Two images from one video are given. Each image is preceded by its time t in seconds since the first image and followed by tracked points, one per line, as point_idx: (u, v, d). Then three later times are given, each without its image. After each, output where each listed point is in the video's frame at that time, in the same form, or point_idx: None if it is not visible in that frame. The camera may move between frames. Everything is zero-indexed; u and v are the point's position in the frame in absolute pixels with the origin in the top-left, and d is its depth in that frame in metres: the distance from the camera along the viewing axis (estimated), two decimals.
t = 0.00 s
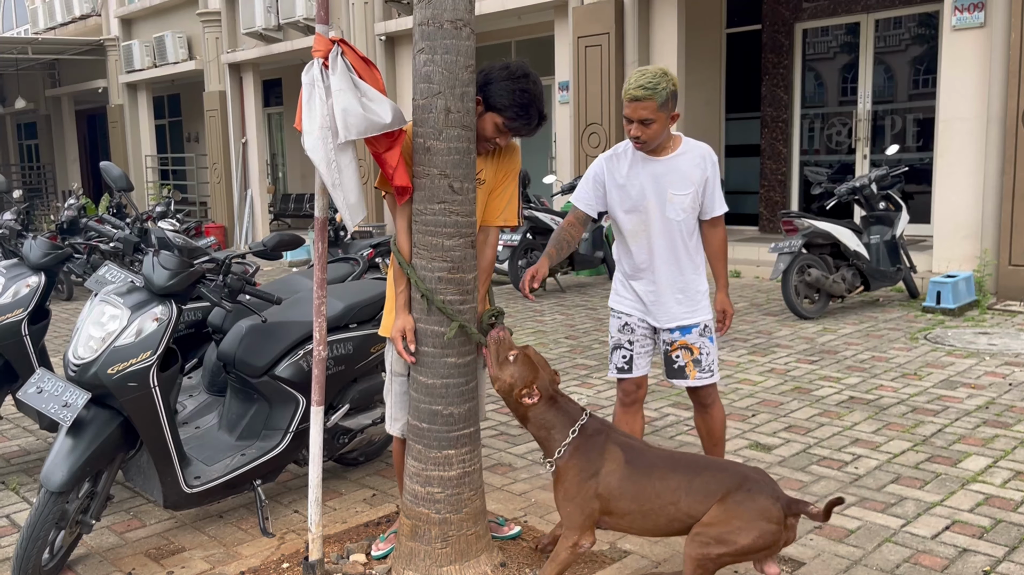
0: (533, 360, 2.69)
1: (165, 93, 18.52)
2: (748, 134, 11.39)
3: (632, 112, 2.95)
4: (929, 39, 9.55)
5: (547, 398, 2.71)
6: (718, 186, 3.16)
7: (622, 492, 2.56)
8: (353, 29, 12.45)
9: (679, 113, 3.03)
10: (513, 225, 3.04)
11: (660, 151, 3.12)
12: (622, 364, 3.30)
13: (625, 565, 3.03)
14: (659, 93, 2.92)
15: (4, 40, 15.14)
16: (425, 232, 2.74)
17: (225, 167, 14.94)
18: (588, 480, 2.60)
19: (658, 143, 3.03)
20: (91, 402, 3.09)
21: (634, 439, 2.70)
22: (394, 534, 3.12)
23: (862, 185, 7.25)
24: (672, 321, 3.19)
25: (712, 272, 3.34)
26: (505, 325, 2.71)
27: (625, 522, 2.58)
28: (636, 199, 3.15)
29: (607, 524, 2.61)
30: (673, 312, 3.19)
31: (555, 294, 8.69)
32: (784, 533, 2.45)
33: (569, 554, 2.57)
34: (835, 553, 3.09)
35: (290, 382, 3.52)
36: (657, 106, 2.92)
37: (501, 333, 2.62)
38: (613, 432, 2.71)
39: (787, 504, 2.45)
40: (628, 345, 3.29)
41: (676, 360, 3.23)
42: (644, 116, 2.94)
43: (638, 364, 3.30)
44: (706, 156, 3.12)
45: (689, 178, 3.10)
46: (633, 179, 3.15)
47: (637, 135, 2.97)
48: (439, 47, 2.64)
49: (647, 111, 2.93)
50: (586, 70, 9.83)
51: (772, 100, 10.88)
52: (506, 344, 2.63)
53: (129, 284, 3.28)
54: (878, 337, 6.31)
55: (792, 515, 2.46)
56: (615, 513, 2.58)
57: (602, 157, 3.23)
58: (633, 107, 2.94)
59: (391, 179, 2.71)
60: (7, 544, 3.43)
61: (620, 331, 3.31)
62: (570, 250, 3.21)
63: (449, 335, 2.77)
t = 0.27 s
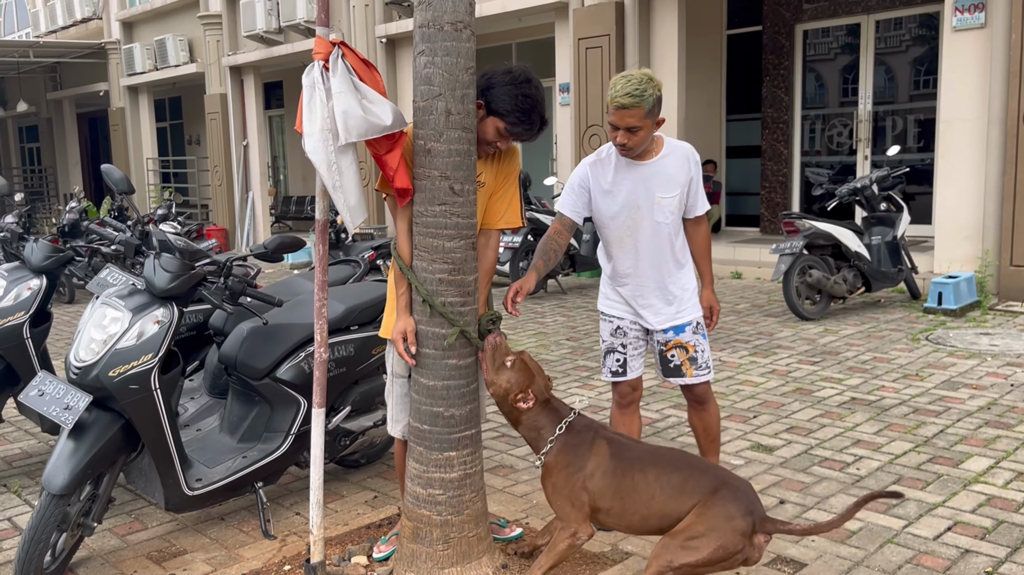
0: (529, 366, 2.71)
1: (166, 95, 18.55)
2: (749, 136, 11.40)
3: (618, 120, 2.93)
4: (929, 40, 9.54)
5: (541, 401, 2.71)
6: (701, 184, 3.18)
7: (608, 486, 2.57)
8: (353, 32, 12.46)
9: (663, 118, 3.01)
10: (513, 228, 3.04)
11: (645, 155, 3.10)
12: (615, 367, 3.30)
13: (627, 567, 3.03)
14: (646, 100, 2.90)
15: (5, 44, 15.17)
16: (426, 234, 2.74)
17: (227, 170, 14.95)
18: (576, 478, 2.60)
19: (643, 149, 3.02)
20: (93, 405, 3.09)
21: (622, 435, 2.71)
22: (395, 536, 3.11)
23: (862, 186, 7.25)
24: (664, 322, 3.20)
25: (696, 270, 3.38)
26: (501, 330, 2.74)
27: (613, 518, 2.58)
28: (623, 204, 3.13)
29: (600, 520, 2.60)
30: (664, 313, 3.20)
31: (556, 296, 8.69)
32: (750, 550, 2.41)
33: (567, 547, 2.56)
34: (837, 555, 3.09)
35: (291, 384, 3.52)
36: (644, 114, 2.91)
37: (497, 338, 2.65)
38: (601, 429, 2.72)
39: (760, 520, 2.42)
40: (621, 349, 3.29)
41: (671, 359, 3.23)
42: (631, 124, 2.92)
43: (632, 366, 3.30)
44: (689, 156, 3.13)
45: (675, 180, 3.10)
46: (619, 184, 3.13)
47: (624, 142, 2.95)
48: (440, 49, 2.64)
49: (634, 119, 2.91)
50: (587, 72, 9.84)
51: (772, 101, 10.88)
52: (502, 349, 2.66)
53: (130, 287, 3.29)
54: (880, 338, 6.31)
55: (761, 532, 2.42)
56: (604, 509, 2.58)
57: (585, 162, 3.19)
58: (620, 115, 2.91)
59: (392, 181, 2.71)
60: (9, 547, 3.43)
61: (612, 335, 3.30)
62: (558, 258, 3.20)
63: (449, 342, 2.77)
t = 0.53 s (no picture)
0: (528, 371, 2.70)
1: (167, 99, 18.56)
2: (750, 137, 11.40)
3: (614, 125, 2.93)
4: (930, 41, 9.54)
5: (541, 407, 2.70)
6: (698, 187, 3.19)
7: (608, 492, 2.57)
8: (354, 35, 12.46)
9: (660, 121, 3.02)
10: (513, 231, 3.04)
11: (642, 158, 3.11)
12: (614, 370, 3.28)
13: (627, 569, 3.03)
14: (642, 103, 2.89)
15: (7, 48, 15.19)
16: (426, 237, 2.74)
17: (227, 173, 14.96)
18: (576, 481, 2.60)
19: (640, 152, 3.03)
20: (93, 409, 3.09)
21: (624, 439, 2.70)
22: (396, 539, 3.11)
23: (863, 187, 7.25)
24: (664, 324, 3.19)
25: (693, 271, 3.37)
26: (502, 333, 2.73)
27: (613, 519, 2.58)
28: (621, 207, 3.14)
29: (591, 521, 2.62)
30: (663, 316, 3.20)
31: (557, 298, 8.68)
32: (751, 555, 2.40)
33: (548, 552, 2.58)
34: (838, 557, 3.09)
35: (291, 387, 3.52)
36: (639, 118, 2.91)
37: (497, 341, 2.65)
38: (600, 432, 2.71)
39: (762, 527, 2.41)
40: (620, 353, 3.28)
41: (671, 361, 3.22)
42: (626, 128, 2.93)
43: (631, 369, 3.28)
44: (686, 159, 3.14)
45: (672, 182, 3.11)
46: (617, 187, 3.14)
47: (620, 146, 2.97)
48: (439, 52, 2.64)
49: (629, 123, 2.92)
50: (587, 74, 9.84)
51: (773, 103, 10.89)
52: (503, 352, 2.65)
53: (131, 290, 3.29)
54: (881, 339, 6.31)
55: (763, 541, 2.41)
56: (601, 511, 2.59)
57: (583, 166, 3.20)
58: (615, 120, 2.92)
59: (391, 184, 2.71)
60: (9, 551, 3.43)
61: (611, 339, 3.28)
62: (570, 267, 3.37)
63: (447, 346, 2.77)
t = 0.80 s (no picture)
0: (529, 377, 2.65)
1: (168, 102, 18.57)
2: (750, 138, 11.40)
3: (631, 121, 2.94)
4: (930, 42, 9.54)
5: (540, 414, 2.65)
6: (719, 194, 3.16)
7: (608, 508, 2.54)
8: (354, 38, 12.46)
9: (679, 121, 3.02)
10: (513, 233, 3.03)
11: (661, 158, 3.12)
12: (622, 372, 3.30)
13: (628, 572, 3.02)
14: (659, 101, 2.91)
15: (7, 52, 15.22)
16: (426, 240, 2.74)
17: (228, 176, 14.97)
18: (573, 492, 2.57)
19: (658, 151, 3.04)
20: (92, 413, 3.09)
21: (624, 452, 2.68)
22: (395, 543, 3.10)
23: (863, 189, 7.27)
24: (675, 329, 3.18)
25: (712, 280, 3.33)
26: (501, 340, 2.69)
27: (606, 531, 2.56)
28: (635, 204, 3.16)
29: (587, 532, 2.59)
30: (674, 319, 3.18)
31: (557, 301, 8.68)
32: (761, 561, 2.46)
33: (543, 563, 2.55)
34: (839, 559, 3.08)
35: (291, 391, 3.51)
36: (657, 115, 2.92)
37: (497, 349, 2.61)
38: (599, 444, 2.67)
39: (770, 532, 2.47)
40: (629, 353, 3.29)
41: (679, 368, 3.21)
42: (643, 125, 2.93)
43: (639, 372, 3.30)
44: (707, 164, 3.12)
45: (689, 185, 3.10)
46: (634, 185, 3.16)
47: (637, 144, 2.97)
48: (438, 55, 2.64)
49: (646, 120, 2.92)
50: (587, 77, 9.85)
51: (772, 104, 10.89)
52: (503, 359, 2.61)
53: (130, 295, 3.29)
54: (881, 341, 6.30)
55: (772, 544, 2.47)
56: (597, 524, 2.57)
57: (604, 162, 3.25)
58: (632, 116, 2.93)
59: (390, 187, 2.71)
60: (9, 555, 3.43)
61: (620, 339, 3.30)
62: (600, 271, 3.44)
63: (444, 354, 2.77)
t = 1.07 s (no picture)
0: (527, 383, 2.67)
1: (169, 106, 18.59)
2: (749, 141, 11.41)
3: (670, 114, 3.00)
4: (929, 44, 9.55)
5: (539, 420, 2.66)
6: (753, 199, 3.15)
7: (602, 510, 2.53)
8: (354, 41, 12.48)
9: (718, 118, 3.05)
10: (513, 235, 3.03)
11: (696, 155, 3.13)
12: (642, 373, 3.31)
13: None
14: (698, 95, 2.96)
15: (7, 56, 15.24)
16: (425, 243, 2.74)
17: (229, 180, 14.98)
18: (568, 497, 2.56)
19: (693, 147, 3.06)
20: (92, 418, 3.09)
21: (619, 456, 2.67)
22: (395, 546, 3.09)
23: (863, 191, 7.25)
24: (695, 328, 3.18)
25: (746, 287, 3.31)
26: (500, 347, 2.71)
27: (603, 539, 2.54)
28: (665, 200, 3.18)
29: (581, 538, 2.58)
30: (696, 318, 3.18)
31: (558, 303, 8.68)
32: None
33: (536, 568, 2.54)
34: (840, 562, 3.08)
35: (291, 395, 3.51)
36: (696, 109, 2.97)
37: (495, 355, 2.63)
38: (597, 450, 2.67)
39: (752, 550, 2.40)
40: (648, 355, 3.30)
41: (700, 368, 3.21)
42: (682, 119, 2.98)
43: (658, 374, 3.30)
44: (741, 166, 3.12)
45: (721, 185, 3.11)
46: (666, 180, 3.18)
47: (674, 137, 3.02)
48: (437, 59, 2.64)
49: (685, 114, 2.97)
50: (587, 79, 9.85)
51: (772, 106, 10.91)
52: (502, 366, 2.63)
53: (129, 299, 3.29)
54: (882, 343, 6.30)
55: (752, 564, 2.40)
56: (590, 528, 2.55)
57: (639, 156, 3.28)
58: (671, 109, 2.99)
59: (389, 190, 2.71)
60: (9, 560, 3.43)
61: (642, 340, 3.32)
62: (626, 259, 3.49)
63: (443, 360, 2.77)
